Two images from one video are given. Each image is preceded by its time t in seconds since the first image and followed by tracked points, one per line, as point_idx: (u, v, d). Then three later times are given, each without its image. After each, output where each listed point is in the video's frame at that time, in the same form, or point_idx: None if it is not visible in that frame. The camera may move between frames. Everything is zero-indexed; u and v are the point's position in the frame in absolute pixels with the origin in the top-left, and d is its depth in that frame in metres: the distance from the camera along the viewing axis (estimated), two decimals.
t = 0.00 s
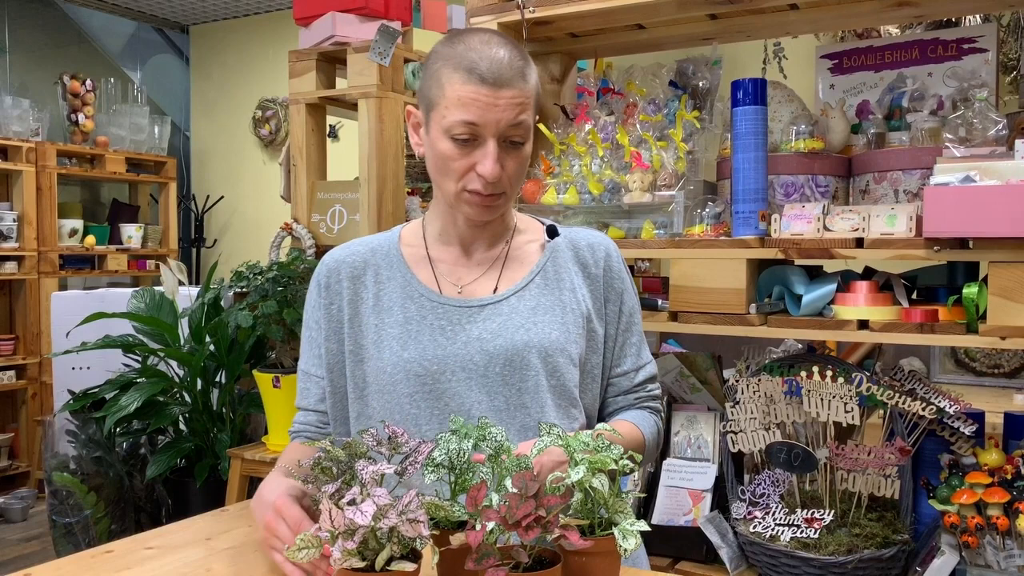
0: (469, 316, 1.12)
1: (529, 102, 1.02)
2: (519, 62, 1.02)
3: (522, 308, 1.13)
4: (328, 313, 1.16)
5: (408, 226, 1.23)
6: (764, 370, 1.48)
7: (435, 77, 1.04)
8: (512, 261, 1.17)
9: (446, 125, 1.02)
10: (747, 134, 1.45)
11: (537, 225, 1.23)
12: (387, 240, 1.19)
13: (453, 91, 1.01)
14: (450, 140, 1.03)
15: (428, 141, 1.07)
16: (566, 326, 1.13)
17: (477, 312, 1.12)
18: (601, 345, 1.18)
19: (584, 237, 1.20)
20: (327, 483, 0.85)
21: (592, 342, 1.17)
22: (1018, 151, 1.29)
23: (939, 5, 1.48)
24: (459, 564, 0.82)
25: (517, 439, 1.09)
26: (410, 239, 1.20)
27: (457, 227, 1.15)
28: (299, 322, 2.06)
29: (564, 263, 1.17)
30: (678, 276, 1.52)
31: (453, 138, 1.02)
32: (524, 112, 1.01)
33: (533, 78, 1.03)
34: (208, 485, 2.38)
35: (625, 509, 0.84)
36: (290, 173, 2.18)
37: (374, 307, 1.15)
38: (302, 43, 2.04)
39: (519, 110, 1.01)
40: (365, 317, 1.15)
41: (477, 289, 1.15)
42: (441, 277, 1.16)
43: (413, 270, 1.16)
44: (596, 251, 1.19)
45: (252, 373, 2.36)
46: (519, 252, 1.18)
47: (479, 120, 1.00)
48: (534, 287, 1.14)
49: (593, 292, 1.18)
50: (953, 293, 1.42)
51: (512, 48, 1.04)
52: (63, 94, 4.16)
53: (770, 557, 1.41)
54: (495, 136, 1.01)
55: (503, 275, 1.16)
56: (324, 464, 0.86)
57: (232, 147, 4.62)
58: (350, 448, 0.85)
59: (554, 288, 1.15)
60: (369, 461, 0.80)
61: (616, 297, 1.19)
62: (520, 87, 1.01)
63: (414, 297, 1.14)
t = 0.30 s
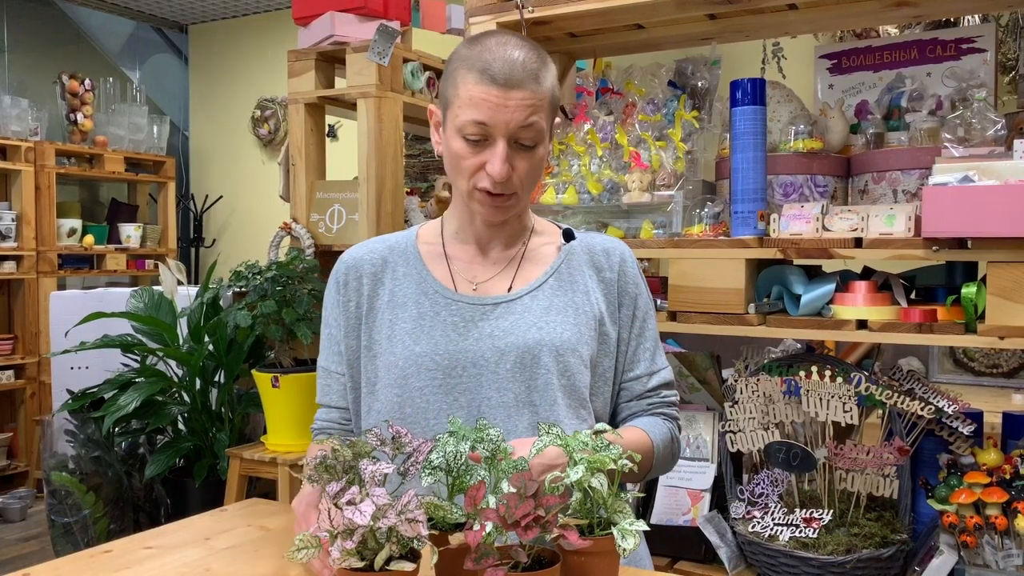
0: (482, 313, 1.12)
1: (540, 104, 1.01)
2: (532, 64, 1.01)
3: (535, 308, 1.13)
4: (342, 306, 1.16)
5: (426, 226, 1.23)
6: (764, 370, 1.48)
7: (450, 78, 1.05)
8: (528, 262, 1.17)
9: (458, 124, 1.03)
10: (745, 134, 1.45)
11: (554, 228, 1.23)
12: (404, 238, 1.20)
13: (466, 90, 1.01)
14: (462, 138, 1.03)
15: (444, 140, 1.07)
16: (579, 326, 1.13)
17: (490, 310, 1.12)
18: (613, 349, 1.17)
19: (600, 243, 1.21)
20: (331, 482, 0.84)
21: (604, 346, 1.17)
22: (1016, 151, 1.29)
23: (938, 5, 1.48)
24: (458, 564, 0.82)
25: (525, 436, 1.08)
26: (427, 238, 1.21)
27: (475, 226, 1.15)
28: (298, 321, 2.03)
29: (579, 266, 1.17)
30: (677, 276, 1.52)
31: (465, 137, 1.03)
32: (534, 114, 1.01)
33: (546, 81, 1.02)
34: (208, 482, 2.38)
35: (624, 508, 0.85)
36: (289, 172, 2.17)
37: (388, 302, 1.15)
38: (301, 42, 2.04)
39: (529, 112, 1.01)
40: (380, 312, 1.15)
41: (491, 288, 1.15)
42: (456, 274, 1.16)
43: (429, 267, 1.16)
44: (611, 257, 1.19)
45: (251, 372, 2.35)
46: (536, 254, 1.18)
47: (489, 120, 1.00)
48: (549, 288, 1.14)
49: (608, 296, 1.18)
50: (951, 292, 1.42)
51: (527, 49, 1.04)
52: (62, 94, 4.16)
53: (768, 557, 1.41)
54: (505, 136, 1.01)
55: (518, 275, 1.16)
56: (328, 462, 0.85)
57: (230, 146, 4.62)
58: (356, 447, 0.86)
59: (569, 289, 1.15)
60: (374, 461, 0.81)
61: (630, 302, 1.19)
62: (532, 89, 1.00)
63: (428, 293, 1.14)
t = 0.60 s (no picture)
0: (488, 314, 1.12)
1: (521, 90, 1.01)
2: (516, 54, 1.03)
3: (540, 308, 1.13)
4: (346, 310, 1.15)
5: (427, 228, 1.22)
6: (763, 370, 1.48)
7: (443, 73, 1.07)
8: (531, 262, 1.17)
9: (445, 110, 1.04)
10: (745, 134, 1.45)
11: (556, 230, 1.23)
12: (407, 241, 1.19)
13: (452, 78, 1.03)
14: (447, 126, 1.04)
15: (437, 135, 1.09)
16: (585, 326, 1.13)
17: (496, 311, 1.13)
18: (619, 349, 1.18)
19: (603, 243, 1.21)
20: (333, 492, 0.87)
21: (610, 345, 1.17)
22: (1016, 152, 1.29)
23: (938, 6, 1.48)
24: (455, 565, 0.82)
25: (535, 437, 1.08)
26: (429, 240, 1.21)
27: (475, 226, 1.15)
28: (298, 321, 2.03)
29: (583, 266, 1.17)
30: (676, 275, 1.52)
31: (450, 124, 1.03)
32: (515, 99, 1.01)
33: (530, 71, 1.03)
34: (207, 482, 2.38)
35: (623, 509, 0.85)
36: (289, 172, 2.17)
37: (393, 306, 1.15)
38: (301, 42, 2.04)
39: (509, 98, 1.01)
40: (384, 315, 1.15)
41: (496, 289, 1.15)
42: (460, 275, 1.16)
43: (433, 269, 1.16)
44: (614, 257, 1.19)
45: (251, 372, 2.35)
46: (539, 254, 1.18)
47: (470, 104, 1.01)
48: (554, 287, 1.15)
49: (612, 296, 1.18)
50: (951, 292, 1.42)
51: (517, 44, 1.05)
52: (61, 94, 4.15)
53: (767, 557, 1.41)
54: (485, 121, 1.01)
55: (522, 276, 1.16)
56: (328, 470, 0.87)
57: (230, 146, 4.62)
58: (355, 451, 0.88)
59: (573, 289, 1.15)
60: (374, 463, 0.82)
61: (634, 303, 1.19)
62: (514, 75, 1.01)
63: (433, 295, 1.14)
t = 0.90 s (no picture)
0: (483, 314, 1.12)
1: (504, 92, 1.01)
2: (493, 56, 1.02)
3: (536, 306, 1.13)
4: (339, 320, 1.14)
5: (415, 232, 1.22)
6: (764, 370, 1.48)
7: (418, 80, 1.06)
8: (523, 261, 1.18)
9: (425, 121, 1.03)
10: (746, 135, 1.45)
11: (545, 227, 1.23)
12: (395, 247, 1.19)
13: (430, 88, 1.02)
14: (431, 136, 1.03)
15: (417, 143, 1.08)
16: (580, 322, 1.13)
17: (492, 311, 1.13)
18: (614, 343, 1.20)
19: (591, 237, 1.21)
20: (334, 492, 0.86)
21: (604, 339, 1.18)
22: (1017, 153, 1.29)
23: (939, 7, 1.48)
24: (456, 566, 0.82)
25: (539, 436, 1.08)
26: (418, 244, 1.21)
27: (464, 229, 1.15)
28: (298, 321, 2.04)
29: (575, 261, 1.18)
30: (677, 276, 1.52)
31: (433, 134, 1.03)
32: (500, 101, 1.01)
33: (508, 72, 1.02)
34: (207, 482, 2.38)
35: (624, 509, 0.84)
36: (289, 173, 2.17)
37: (387, 311, 1.14)
38: (302, 42, 2.04)
39: (493, 101, 1.00)
40: (378, 322, 1.14)
41: (490, 290, 1.15)
42: (453, 277, 1.16)
43: (425, 273, 1.16)
44: (604, 252, 1.20)
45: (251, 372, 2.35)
46: (530, 252, 1.18)
47: (453, 112, 1.00)
48: (547, 285, 1.15)
49: (604, 291, 1.19)
50: (952, 293, 1.42)
51: (490, 45, 1.05)
52: (62, 94, 4.16)
53: (768, 559, 1.41)
54: (471, 128, 1.01)
55: (515, 275, 1.16)
56: (328, 472, 0.87)
57: (231, 146, 4.62)
58: (355, 450, 0.87)
59: (567, 286, 1.16)
60: (373, 464, 0.81)
61: (625, 297, 1.21)
62: (494, 78, 1.01)
63: (427, 299, 1.13)
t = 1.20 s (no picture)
0: (478, 316, 1.12)
1: (491, 102, 1.01)
2: (478, 65, 1.02)
3: (531, 308, 1.13)
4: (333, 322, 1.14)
5: (408, 234, 1.22)
6: (765, 372, 1.48)
7: (404, 91, 1.06)
8: (517, 263, 1.18)
9: (415, 135, 1.03)
10: (749, 137, 1.45)
11: (537, 229, 1.23)
12: (388, 249, 1.19)
13: (416, 102, 1.02)
14: (421, 150, 1.03)
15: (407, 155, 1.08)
16: (574, 324, 1.14)
17: (487, 313, 1.12)
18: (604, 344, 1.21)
19: (583, 239, 1.22)
20: (337, 492, 0.87)
21: (596, 341, 1.19)
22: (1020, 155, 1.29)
23: (942, 9, 1.48)
24: (458, 566, 0.82)
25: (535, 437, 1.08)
26: (411, 246, 1.20)
27: (456, 234, 1.15)
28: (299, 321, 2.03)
29: (569, 263, 1.18)
30: (679, 278, 1.52)
31: (423, 147, 1.03)
32: (487, 112, 1.01)
33: (494, 81, 1.02)
34: (207, 483, 2.38)
35: (625, 511, 0.84)
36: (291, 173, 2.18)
37: (381, 314, 1.14)
38: (304, 43, 2.03)
39: (482, 112, 1.00)
40: (372, 324, 1.14)
41: (484, 292, 1.15)
42: (447, 280, 1.16)
43: (419, 275, 1.16)
44: (596, 254, 1.21)
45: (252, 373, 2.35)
46: (523, 254, 1.18)
47: (442, 127, 1.00)
48: (542, 287, 1.15)
49: (596, 292, 1.20)
50: (954, 295, 1.43)
51: (474, 54, 1.04)
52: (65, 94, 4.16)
53: (769, 561, 1.41)
54: (460, 141, 1.01)
55: (509, 277, 1.16)
56: (330, 472, 0.87)
57: (233, 147, 4.62)
58: (355, 452, 0.88)
59: (561, 287, 1.16)
60: (376, 465, 0.82)
61: (616, 299, 1.22)
62: (480, 90, 1.01)
63: (422, 300, 1.13)
